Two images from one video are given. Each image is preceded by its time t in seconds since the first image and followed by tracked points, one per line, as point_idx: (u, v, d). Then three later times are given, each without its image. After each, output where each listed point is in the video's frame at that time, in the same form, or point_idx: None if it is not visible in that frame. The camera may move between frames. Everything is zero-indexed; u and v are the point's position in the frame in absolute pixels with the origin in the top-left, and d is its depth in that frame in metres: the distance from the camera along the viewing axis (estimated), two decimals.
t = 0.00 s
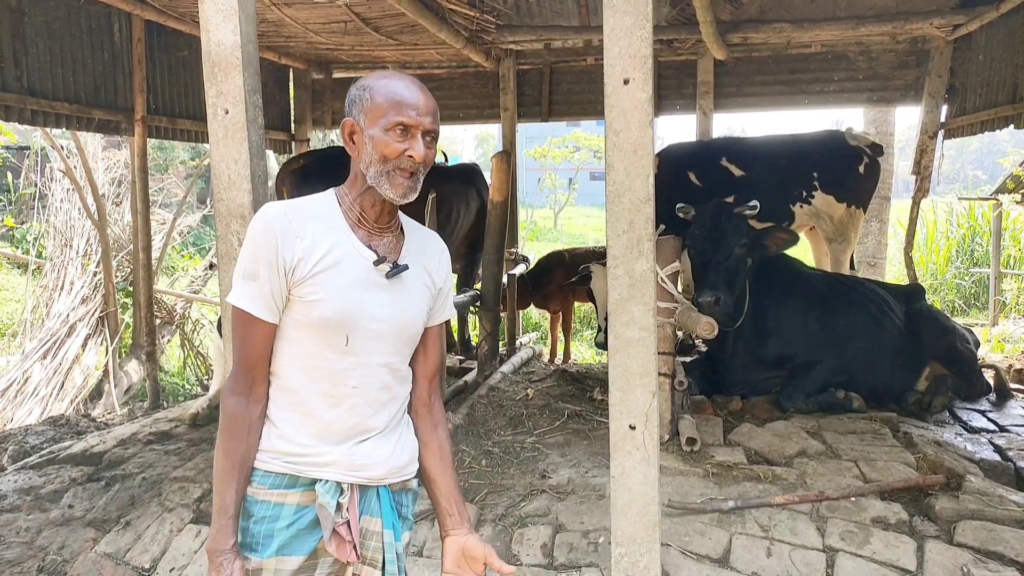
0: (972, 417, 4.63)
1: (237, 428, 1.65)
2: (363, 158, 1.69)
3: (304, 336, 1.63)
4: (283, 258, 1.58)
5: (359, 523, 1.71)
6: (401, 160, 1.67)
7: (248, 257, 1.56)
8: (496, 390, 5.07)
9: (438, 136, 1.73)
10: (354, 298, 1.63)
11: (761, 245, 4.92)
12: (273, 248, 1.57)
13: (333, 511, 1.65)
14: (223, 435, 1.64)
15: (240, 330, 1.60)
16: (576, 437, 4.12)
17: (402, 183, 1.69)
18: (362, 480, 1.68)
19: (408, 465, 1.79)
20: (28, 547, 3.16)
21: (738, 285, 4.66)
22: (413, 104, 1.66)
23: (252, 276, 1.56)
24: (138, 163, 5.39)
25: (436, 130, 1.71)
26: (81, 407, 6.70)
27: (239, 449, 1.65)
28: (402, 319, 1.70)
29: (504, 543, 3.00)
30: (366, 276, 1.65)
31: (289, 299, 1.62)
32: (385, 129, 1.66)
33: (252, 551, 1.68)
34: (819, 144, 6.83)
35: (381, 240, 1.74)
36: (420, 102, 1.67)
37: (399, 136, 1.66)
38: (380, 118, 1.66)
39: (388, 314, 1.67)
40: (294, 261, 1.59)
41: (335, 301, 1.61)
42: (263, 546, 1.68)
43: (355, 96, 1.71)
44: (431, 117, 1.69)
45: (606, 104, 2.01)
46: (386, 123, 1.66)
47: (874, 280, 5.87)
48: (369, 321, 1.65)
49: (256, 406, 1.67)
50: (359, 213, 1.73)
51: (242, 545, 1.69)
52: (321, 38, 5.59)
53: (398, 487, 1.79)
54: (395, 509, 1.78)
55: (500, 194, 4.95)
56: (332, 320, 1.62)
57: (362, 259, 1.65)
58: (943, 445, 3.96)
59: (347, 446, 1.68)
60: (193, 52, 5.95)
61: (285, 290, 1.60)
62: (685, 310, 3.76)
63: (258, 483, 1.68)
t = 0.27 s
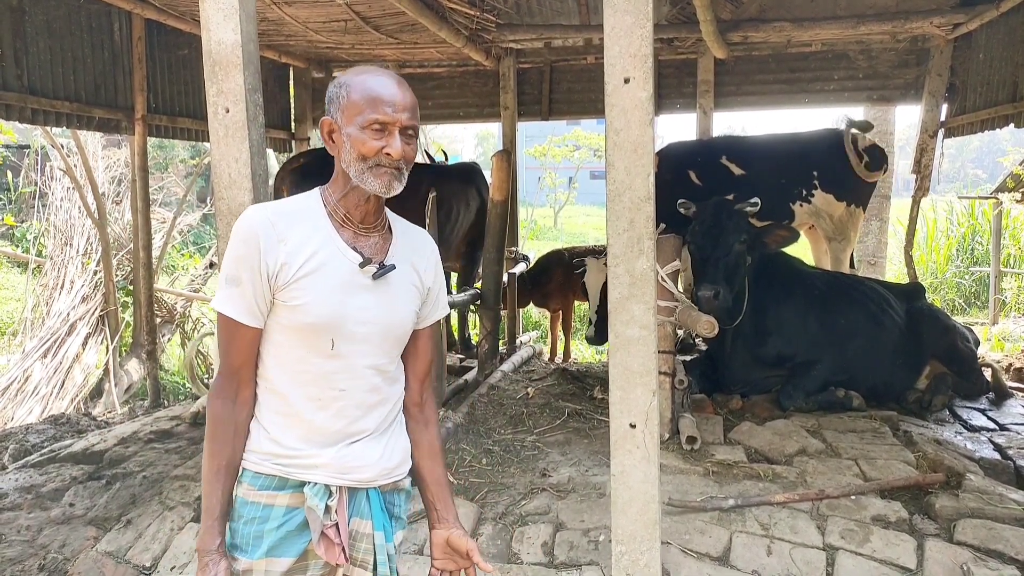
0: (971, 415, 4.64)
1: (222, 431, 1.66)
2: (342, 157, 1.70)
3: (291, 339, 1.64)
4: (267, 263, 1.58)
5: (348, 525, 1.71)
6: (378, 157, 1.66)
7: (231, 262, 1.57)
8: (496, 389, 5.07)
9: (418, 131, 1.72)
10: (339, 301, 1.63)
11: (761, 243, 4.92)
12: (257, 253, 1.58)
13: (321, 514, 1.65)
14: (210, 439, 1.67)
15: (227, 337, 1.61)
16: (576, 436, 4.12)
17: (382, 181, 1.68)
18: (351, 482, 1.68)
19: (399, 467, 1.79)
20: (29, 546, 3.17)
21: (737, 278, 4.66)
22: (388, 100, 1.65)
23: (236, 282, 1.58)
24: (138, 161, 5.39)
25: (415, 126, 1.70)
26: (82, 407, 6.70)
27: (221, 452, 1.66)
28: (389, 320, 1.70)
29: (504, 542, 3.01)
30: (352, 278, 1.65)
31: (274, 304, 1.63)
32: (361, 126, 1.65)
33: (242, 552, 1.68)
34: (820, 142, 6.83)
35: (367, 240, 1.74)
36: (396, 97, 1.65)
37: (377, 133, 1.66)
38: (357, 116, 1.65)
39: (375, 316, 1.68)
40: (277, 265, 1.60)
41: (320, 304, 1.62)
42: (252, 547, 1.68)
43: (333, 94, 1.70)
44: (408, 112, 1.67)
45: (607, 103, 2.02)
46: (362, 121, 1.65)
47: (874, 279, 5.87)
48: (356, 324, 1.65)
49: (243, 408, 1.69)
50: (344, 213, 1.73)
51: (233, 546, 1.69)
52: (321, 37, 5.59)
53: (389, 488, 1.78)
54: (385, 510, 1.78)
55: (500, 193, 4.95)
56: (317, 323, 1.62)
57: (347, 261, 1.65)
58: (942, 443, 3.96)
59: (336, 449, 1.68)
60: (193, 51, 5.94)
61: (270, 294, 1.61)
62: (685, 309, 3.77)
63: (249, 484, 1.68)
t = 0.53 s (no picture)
0: (972, 415, 4.64)
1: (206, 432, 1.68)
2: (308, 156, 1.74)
3: (274, 339, 1.65)
4: (245, 263, 1.59)
5: (337, 527, 1.71)
6: (336, 151, 1.68)
7: (210, 263, 1.58)
8: (497, 388, 5.07)
9: (380, 123, 1.72)
10: (320, 299, 1.63)
11: (761, 243, 4.92)
12: (235, 253, 1.59)
13: (308, 516, 1.65)
14: (193, 442, 1.68)
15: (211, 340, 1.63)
16: (577, 435, 4.12)
17: (344, 173, 1.69)
18: (339, 484, 1.68)
19: (389, 468, 1.79)
20: (30, 545, 3.17)
21: (737, 278, 4.66)
22: (341, 92, 1.68)
23: (215, 283, 1.58)
24: (139, 161, 5.39)
25: (374, 117, 1.71)
26: (83, 406, 6.66)
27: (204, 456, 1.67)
28: (373, 318, 1.70)
29: (505, 541, 3.01)
30: (333, 276, 1.65)
31: (256, 304, 1.63)
32: (318, 121, 1.69)
33: (231, 556, 1.68)
34: (820, 142, 6.84)
35: (347, 236, 1.74)
36: (349, 90, 1.68)
37: (331, 126, 1.68)
38: (314, 112, 1.69)
39: (358, 313, 1.67)
40: (256, 265, 1.60)
41: (301, 303, 1.62)
42: (241, 551, 1.67)
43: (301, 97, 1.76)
44: (364, 103, 1.69)
45: (607, 102, 2.02)
46: (318, 116, 1.69)
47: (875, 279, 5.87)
48: (338, 322, 1.65)
49: (228, 410, 1.71)
50: (320, 209, 1.74)
51: (222, 550, 1.70)
52: (322, 36, 5.59)
53: (379, 491, 1.79)
54: (375, 512, 1.78)
55: (501, 192, 4.95)
56: (299, 322, 1.62)
57: (328, 259, 1.65)
58: (943, 443, 3.96)
59: (323, 450, 1.68)
60: (194, 50, 5.95)
61: (251, 294, 1.62)
62: (686, 308, 3.77)
63: (236, 487, 1.69)
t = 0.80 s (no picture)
0: (973, 415, 4.63)
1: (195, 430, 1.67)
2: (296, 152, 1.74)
3: (265, 337, 1.65)
4: (234, 261, 1.60)
5: (333, 529, 1.71)
6: (325, 147, 1.69)
7: (198, 264, 1.59)
8: (498, 388, 5.08)
9: (368, 118, 1.73)
10: (310, 295, 1.64)
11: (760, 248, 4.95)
12: (223, 253, 1.60)
13: (305, 517, 1.65)
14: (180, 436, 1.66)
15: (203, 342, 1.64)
16: (578, 435, 4.12)
17: (334, 169, 1.70)
18: (336, 485, 1.68)
19: (386, 468, 1.79)
20: (32, 545, 3.17)
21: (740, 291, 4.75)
22: (329, 88, 1.68)
23: (205, 284, 1.59)
24: (140, 161, 5.39)
25: (362, 113, 1.72)
26: (83, 406, 6.64)
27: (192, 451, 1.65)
28: (365, 312, 1.70)
29: (507, 541, 3.00)
30: (323, 272, 1.66)
31: (247, 304, 1.64)
32: (307, 118, 1.69)
33: (227, 560, 1.68)
34: (820, 143, 6.85)
35: (337, 232, 1.75)
36: (336, 86, 1.68)
37: (320, 123, 1.69)
38: (301, 109, 1.70)
39: (349, 308, 1.68)
40: (244, 264, 1.61)
41: (291, 299, 1.63)
42: (237, 554, 1.67)
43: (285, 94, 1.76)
44: (351, 100, 1.70)
45: (609, 102, 2.02)
46: (306, 113, 1.69)
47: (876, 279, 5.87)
48: (329, 317, 1.66)
49: (214, 410, 1.70)
50: (310, 207, 1.75)
51: (218, 553, 1.69)
52: (323, 36, 5.59)
53: (377, 492, 1.78)
54: (372, 512, 1.77)
55: (502, 192, 4.95)
56: (290, 319, 1.63)
57: (318, 255, 1.67)
58: (944, 443, 3.96)
59: (319, 450, 1.68)
60: (195, 50, 5.94)
61: (240, 294, 1.62)
62: (687, 308, 3.77)
63: (233, 490, 1.70)
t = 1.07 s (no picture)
0: (975, 415, 4.63)
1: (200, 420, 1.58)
2: (297, 151, 1.73)
3: (264, 335, 1.65)
4: (233, 258, 1.60)
5: (332, 529, 1.70)
6: (332, 145, 1.70)
7: (198, 262, 1.59)
8: (499, 388, 5.08)
9: (369, 118, 1.76)
10: (308, 292, 1.64)
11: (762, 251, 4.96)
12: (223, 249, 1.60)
13: (304, 517, 1.65)
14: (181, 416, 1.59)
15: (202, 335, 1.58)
16: (580, 435, 4.12)
17: (340, 167, 1.71)
18: (335, 485, 1.68)
19: (386, 468, 1.78)
20: (33, 545, 3.17)
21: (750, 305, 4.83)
22: (335, 87, 1.70)
23: (203, 278, 1.59)
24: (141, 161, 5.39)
25: (365, 112, 1.75)
26: (84, 407, 6.63)
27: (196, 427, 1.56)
28: (363, 309, 1.70)
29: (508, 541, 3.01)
30: (320, 269, 1.67)
31: (246, 301, 1.65)
32: (311, 116, 1.70)
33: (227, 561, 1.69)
34: (822, 143, 6.84)
35: (334, 230, 1.75)
36: (342, 85, 1.71)
37: (327, 120, 1.70)
38: (305, 107, 1.70)
39: (347, 305, 1.68)
40: (243, 261, 1.62)
41: (289, 296, 1.63)
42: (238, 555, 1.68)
43: (283, 93, 1.75)
44: (356, 98, 1.72)
45: (611, 102, 2.02)
46: (310, 111, 1.70)
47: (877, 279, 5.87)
48: (327, 314, 1.66)
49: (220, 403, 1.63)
50: (308, 206, 1.75)
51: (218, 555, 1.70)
52: (324, 36, 5.59)
53: (376, 492, 1.77)
54: (372, 513, 1.76)
55: (503, 192, 4.94)
56: (288, 316, 1.64)
57: (315, 253, 1.67)
58: (946, 443, 3.96)
59: (317, 449, 1.68)
60: (196, 50, 5.95)
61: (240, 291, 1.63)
62: (689, 308, 3.77)
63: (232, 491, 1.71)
